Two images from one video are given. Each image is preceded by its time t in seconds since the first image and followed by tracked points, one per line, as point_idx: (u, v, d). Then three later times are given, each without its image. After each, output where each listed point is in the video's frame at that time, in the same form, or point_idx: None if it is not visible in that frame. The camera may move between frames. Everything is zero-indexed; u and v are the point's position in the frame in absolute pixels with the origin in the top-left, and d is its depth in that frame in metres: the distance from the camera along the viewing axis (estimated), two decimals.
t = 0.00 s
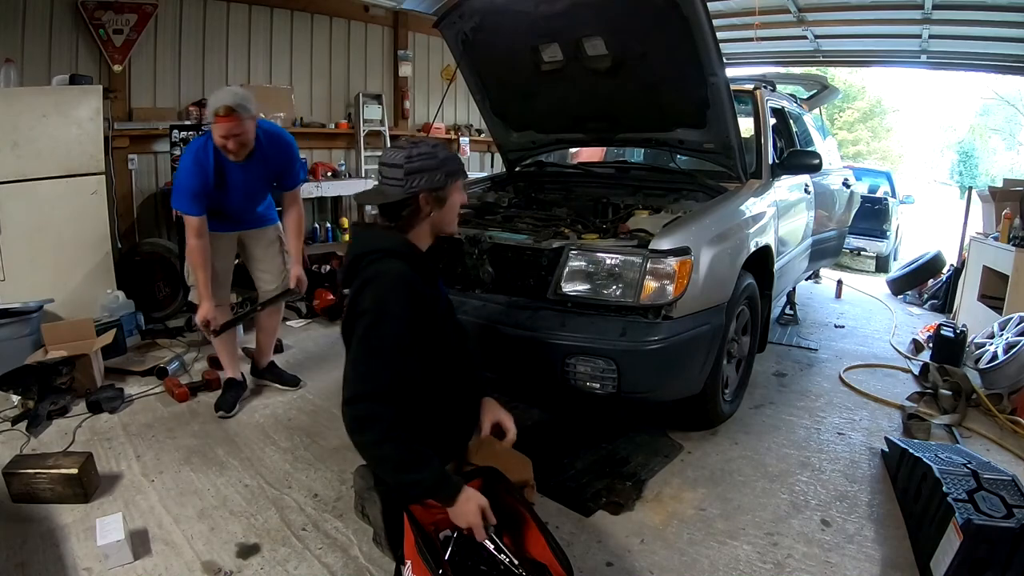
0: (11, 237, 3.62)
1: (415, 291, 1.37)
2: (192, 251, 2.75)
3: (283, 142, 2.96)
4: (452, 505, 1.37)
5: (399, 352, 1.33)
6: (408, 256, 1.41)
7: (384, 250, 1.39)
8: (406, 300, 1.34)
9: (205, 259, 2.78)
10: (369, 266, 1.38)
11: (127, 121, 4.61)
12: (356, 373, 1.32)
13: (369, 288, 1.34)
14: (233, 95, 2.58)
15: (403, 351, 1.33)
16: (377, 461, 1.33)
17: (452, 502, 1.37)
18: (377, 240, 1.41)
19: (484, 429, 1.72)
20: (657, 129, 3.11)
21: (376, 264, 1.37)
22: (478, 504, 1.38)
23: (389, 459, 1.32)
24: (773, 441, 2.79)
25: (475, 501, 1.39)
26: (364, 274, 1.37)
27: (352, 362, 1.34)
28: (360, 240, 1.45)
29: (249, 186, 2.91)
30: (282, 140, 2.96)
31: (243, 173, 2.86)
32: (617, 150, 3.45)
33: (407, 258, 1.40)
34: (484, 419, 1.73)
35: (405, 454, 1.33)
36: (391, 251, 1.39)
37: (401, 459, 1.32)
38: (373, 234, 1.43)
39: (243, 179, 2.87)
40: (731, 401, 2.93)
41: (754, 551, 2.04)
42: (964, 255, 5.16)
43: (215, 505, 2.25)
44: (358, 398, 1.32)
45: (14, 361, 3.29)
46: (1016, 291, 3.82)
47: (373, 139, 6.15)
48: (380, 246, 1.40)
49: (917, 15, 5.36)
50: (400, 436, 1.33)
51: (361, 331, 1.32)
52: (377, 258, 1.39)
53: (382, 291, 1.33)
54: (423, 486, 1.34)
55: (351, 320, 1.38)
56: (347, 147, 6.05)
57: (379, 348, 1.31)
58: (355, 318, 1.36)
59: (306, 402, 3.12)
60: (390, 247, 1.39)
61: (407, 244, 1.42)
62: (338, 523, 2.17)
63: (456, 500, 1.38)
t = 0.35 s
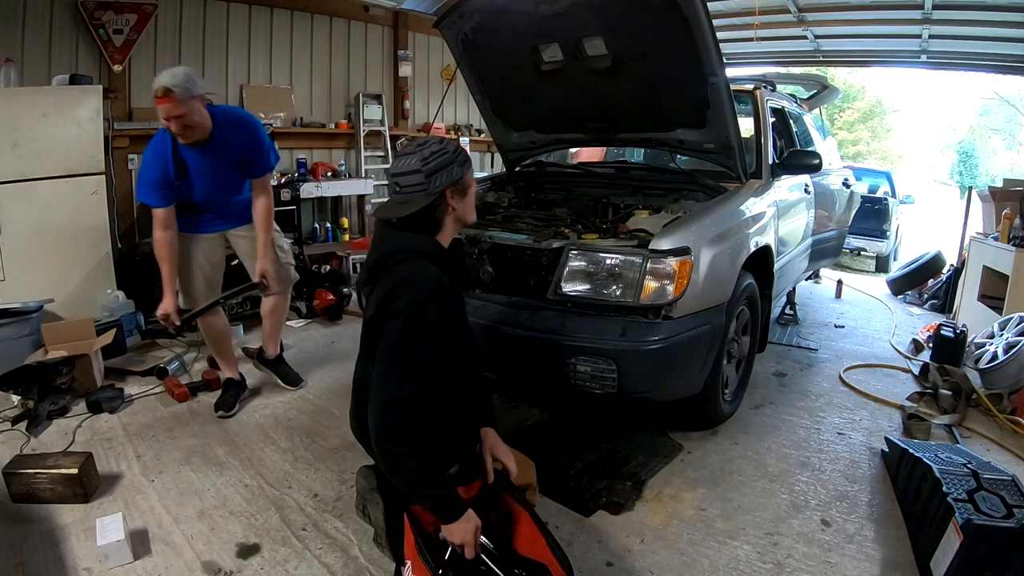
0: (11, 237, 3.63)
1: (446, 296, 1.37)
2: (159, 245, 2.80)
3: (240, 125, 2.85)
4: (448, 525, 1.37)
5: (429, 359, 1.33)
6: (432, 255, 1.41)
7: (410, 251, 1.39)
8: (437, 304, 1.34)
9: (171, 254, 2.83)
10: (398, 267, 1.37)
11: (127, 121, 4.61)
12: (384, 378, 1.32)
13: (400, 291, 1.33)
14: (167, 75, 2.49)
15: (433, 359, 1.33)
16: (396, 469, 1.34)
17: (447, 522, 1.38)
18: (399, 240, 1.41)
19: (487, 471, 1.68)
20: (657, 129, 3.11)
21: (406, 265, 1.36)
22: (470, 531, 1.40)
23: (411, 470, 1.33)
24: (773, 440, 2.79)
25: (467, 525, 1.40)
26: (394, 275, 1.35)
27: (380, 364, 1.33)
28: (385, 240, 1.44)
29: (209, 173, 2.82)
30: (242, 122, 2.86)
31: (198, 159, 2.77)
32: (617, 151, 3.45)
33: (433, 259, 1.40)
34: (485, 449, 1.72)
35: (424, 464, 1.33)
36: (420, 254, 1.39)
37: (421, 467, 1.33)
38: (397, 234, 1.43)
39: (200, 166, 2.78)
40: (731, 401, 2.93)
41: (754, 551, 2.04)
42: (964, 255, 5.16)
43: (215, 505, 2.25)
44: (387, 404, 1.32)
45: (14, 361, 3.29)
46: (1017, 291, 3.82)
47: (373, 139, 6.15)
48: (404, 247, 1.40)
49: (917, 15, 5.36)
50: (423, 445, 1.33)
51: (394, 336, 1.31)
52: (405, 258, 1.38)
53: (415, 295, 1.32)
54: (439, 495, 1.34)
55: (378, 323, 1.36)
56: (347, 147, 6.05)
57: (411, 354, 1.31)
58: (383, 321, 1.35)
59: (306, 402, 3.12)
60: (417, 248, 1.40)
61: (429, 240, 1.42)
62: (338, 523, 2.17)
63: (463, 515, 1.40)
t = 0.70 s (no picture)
0: (11, 237, 3.63)
1: (469, 300, 1.37)
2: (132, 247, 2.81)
3: (211, 126, 2.68)
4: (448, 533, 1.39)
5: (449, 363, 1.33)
6: (454, 257, 1.40)
7: (433, 252, 1.38)
8: (460, 308, 1.34)
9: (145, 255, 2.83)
10: (422, 268, 1.36)
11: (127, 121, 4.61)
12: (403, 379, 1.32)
13: (424, 293, 1.32)
14: (122, 80, 2.36)
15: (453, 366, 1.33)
16: (408, 471, 1.33)
17: (449, 529, 1.39)
18: (420, 240, 1.41)
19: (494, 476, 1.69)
20: (657, 129, 3.12)
21: (430, 267, 1.35)
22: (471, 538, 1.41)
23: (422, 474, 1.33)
24: (773, 440, 2.79)
25: (469, 532, 1.42)
26: (418, 276, 1.34)
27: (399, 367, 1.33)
28: (407, 239, 1.43)
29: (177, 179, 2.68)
30: (214, 123, 2.70)
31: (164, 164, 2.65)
32: (617, 150, 3.45)
33: (456, 261, 1.39)
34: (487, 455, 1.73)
35: (436, 468, 1.33)
36: (444, 255, 1.38)
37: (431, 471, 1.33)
38: (419, 234, 1.42)
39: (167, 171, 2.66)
40: (731, 401, 2.94)
41: (754, 551, 2.04)
42: (964, 255, 5.16)
43: (215, 505, 2.25)
44: (406, 405, 1.31)
45: (14, 361, 3.29)
46: (1016, 291, 3.82)
47: (373, 139, 6.16)
48: (427, 248, 1.39)
49: (917, 15, 5.36)
50: (436, 447, 1.33)
51: (417, 338, 1.31)
52: (429, 259, 1.37)
53: (440, 297, 1.31)
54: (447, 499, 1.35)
55: (399, 324, 1.35)
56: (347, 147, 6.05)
57: (433, 357, 1.31)
58: (405, 322, 1.34)
59: (306, 402, 3.12)
60: (441, 249, 1.39)
61: (453, 242, 1.42)
62: (338, 523, 2.17)
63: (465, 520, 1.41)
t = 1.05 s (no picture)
0: (11, 238, 3.63)
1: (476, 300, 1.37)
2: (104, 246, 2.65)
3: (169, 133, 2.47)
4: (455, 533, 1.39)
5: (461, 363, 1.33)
6: (460, 258, 1.39)
7: (439, 254, 1.38)
8: (468, 309, 1.34)
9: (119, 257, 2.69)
10: (429, 270, 1.36)
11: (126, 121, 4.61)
12: (415, 381, 1.32)
13: (432, 295, 1.32)
14: (73, 76, 2.23)
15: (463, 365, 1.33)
16: (421, 473, 1.33)
17: (457, 529, 1.39)
18: (425, 241, 1.41)
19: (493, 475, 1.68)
20: (657, 129, 3.12)
21: (437, 268, 1.36)
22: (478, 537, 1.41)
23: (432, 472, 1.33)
24: (773, 440, 2.79)
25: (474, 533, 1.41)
26: (427, 277, 1.35)
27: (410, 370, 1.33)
28: (412, 241, 1.43)
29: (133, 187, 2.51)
30: (173, 130, 2.48)
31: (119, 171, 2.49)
32: (617, 150, 3.45)
33: (463, 262, 1.40)
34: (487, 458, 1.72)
35: (450, 468, 1.33)
36: (452, 256, 1.38)
37: (443, 469, 1.33)
38: (425, 235, 1.42)
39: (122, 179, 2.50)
40: (731, 401, 2.93)
41: (754, 551, 2.04)
42: (964, 255, 5.16)
43: (215, 505, 2.25)
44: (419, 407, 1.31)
45: (14, 361, 3.29)
46: (1016, 291, 3.82)
47: (373, 139, 6.16)
48: (433, 248, 1.39)
49: (917, 15, 5.36)
50: (449, 447, 1.34)
51: (428, 339, 1.30)
52: (436, 260, 1.37)
53: (450, 298, 1.32)
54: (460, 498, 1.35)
55: (409, 326, 1.34)
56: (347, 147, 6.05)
57: (445, 359, 1.31)
58: (414, 323, 1.34)
59: (306, 402, 3.12)
60: (448, 249, 1.39)
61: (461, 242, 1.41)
62: (338, 523, 2.17)
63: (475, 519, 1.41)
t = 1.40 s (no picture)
0: (11, 238, 3.64)
1: (473, 301, 1.37)
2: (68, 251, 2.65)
3: (116, 133, 2.35)
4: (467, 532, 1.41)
5: (460, 364, 1.33)
6: (455, 260, 1.39)
7: (432, 257, 1.38)
8: (465, 310, 1.34)
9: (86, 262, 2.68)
10: (423, 272, 1.35)
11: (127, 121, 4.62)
12: (415, 384, 1.32)
13: (429, 298, 1.31)
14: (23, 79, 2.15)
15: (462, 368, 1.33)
16: (427, 475, 1.34)
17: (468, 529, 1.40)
18: (420, 241, 1.41)
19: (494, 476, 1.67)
20: (657, 129, 3.12)
21: (431, 269, 1.35)
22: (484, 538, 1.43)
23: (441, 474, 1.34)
24: (773, 440, 2.79)
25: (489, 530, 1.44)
26: (422, 279, 1.34)
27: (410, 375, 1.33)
28: (407, 242, 1.43)
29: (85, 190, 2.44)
30: (118, 131, 2.36)
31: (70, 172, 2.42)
32: (617, 150, 3.45)
33: (458, 263, 1.39)
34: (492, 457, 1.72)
35: (455, 469, 1.34)
36: (446, 257, 1.37)
37: (452, 470, 1.34)
38: (421, 236, 1.42)
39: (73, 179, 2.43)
40: (731, 401, 2.94)
41: (754, 551, 2.04)
42: (964, 255, 5.16)
43: (215, 505, 2.25)
44: (421, 409, 1.32)
45: (13, 361, 3.28)
46: (1016, 291, 3.82)
47: (373, 139, 6.16)
48: (427, 249, 1.39)
49: (917, 15, 5.36)
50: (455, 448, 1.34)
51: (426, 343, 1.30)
52: (429, 262, 1.37)
53: (447, 301, 1.31)
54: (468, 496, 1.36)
55: (405, 331, 1.34)
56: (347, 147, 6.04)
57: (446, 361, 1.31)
58: (410, 327, 1.33)
59: (306, 402, 3.12)
60: (442, 250, 1.38)
61: (458, 245, 1.41)
62: (338, 523, 2.17)
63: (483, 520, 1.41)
